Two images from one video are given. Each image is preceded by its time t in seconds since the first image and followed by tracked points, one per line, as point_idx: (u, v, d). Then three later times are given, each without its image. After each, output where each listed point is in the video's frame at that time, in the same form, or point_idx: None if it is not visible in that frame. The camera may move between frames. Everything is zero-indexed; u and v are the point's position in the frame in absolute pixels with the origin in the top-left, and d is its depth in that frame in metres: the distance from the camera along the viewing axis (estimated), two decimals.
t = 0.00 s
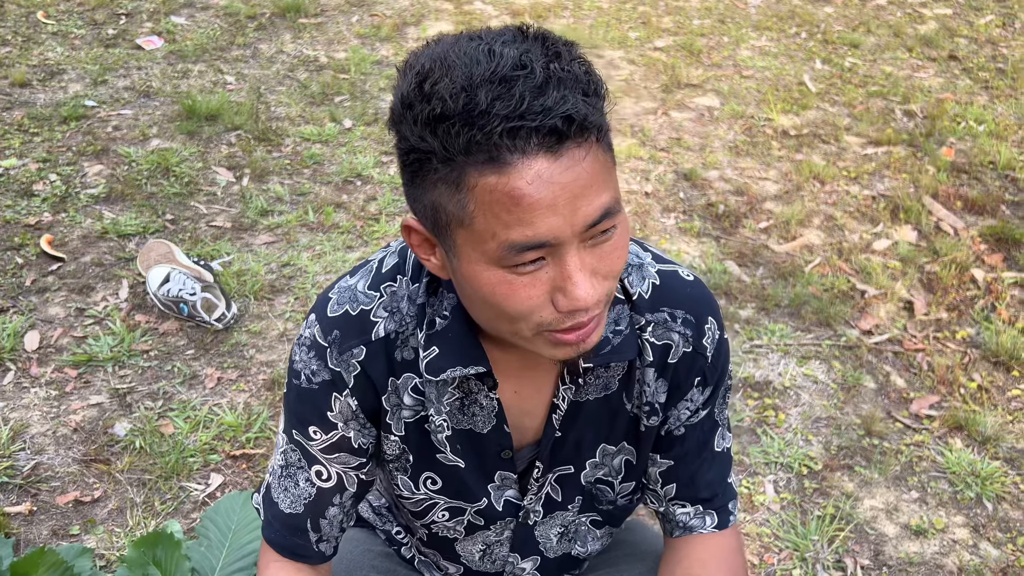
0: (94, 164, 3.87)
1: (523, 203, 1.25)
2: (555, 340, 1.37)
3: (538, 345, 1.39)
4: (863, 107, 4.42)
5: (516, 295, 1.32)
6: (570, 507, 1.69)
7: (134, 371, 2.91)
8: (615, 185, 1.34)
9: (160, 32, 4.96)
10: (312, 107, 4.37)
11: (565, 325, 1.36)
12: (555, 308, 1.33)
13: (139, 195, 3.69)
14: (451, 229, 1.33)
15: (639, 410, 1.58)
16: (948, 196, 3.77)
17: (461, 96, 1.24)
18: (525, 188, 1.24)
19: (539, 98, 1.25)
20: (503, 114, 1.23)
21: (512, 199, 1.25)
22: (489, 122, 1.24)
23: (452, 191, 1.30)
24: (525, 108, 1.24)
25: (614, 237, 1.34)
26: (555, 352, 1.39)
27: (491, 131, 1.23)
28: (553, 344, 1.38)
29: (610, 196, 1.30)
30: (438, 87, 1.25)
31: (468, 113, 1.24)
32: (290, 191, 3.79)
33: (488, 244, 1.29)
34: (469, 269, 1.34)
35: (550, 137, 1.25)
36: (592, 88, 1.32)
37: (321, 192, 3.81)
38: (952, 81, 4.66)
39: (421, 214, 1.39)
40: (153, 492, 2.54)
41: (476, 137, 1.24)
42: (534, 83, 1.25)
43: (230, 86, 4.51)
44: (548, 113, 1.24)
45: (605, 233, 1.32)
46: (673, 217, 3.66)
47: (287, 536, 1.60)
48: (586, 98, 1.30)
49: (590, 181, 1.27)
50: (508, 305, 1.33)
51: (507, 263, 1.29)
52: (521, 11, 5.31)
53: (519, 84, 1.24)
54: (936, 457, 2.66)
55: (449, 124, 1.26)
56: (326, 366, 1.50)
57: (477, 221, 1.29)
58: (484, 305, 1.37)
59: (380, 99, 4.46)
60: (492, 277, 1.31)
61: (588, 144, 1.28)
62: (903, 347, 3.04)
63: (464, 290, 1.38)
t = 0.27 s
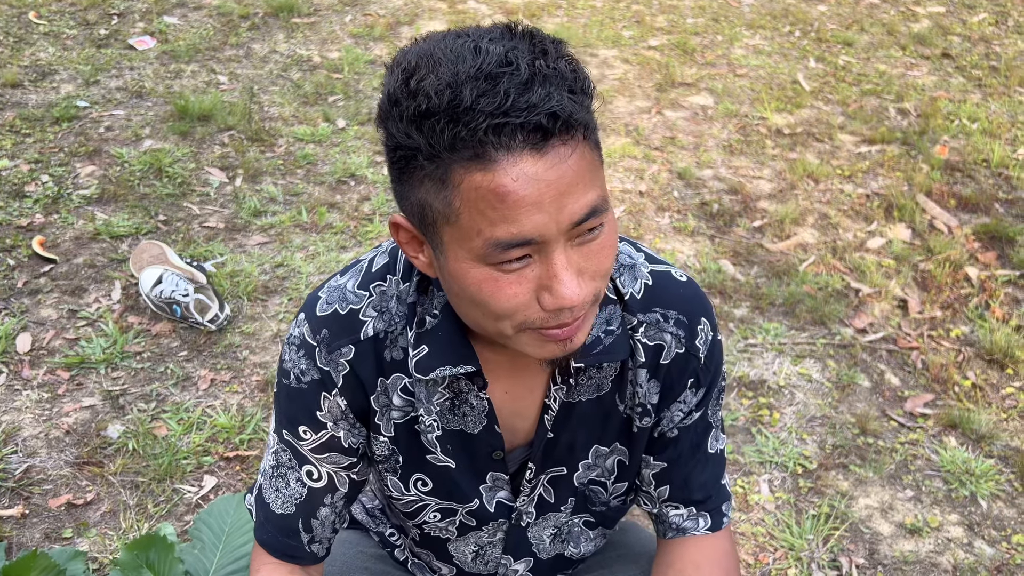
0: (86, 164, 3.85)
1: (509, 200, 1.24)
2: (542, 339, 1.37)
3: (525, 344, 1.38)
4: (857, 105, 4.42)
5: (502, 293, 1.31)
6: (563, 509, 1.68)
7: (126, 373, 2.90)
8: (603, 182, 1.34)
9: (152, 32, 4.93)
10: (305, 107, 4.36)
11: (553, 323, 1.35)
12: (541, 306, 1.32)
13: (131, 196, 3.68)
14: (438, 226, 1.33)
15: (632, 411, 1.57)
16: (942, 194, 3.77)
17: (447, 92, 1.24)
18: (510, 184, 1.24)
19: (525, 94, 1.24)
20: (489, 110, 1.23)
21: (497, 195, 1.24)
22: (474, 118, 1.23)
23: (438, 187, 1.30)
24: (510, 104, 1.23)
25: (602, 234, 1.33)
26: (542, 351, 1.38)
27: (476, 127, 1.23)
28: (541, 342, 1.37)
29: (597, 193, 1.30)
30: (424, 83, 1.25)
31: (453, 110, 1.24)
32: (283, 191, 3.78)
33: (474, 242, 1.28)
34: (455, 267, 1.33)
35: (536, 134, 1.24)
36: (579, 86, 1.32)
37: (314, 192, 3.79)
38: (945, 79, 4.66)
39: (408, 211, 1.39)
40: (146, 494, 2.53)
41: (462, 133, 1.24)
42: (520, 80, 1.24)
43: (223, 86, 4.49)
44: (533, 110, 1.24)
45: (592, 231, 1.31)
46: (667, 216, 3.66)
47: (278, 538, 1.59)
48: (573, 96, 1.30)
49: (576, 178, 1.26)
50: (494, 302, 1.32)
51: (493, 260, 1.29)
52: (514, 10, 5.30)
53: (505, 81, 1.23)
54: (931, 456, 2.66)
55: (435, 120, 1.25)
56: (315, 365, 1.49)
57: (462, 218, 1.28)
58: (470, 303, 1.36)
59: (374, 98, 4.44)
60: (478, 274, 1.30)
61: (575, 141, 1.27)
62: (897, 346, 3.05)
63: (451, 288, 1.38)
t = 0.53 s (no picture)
0: (81, 165, 3.84)
1: (509, 193, 1.25)
2: (541, 333, 1.37)
3: (524, 338, 1.39)
4: (852, 104, 4.43)
5: (502, 287, 1.32)
6: (562, 505, 1.68)
7: (123, 373, 2.89)
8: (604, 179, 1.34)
9: (148, 33, 4.92)
10: (301, 107, 4.35)
11: (552, 317, 1.35)
12: (541, 300, 1.33)
13: (127, 196, 3.67)
14: (439, 218, 1.34)
15: (631, 406, 1.57)
16: (937, 192, 3.78)
17: (449, 84, 1.24)
18: (511, 178, 1.24)
19: (527, 88, 1.25)
20: (491, 103, 1.23)
21: (498, 189, 1.25)
22: (476, 112, 1.24)
23: (440, 179, 1.30)
24: (512, 98, 1.24)
25: (602, 230, 1.34)
26: (541, 345, 1.39)
27: (478, 120, 1.24)
28: (539, 337, 1.38)
29: (597, 189, 1.30)
30: (427, 76, 1.26)
31: (456, 102, 1.24)
32: (279, 191, 3.77)
33: (474, 234, 1.29)
34: (455, 259, 1.34)
35: (538, 128, 1.25)
36: (581, 82, 1.33)
37: (310, 192, 3.79)
38: (940, 78, 4.68)
39: (410, 202, 1.40)
40: (143, 494, 2.52)
41: (463, 127, 1.24)
42: (522, 74, 1.25)
43: (218, 86, 4.49)
44: (535, 104, 1.24)
45: (592, 227, 1.32)
46: (664, 214, 3.67)
47: (281, 535, 1.59)
48: (575, 91, 1.30)
49: (577, 172, 1.27)
50: (494, 295, 1.33)
51: (493, 253, 1.29)
52: (510, 9, 5.30)
53: (507, 74, 1.24)
54: (927, 452, 2.67)
55: (438, 112, 1.26)
56: (315, 360, 1.49)
57: (463, 211, 1.29)
58: (470, 296, 1.37)
59: (370, 98, 4.44)
60: (477, 268, 1.31)
61: (576, 136, 1.28)
62: (894, 343, 3.05)
63: (451, 281, 1.39)
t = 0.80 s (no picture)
0: (77, 167, 3.83)
1: (509, 192, 1.25)
2: (542, 333, 1.37)
3: (525, 338, 1.38)
4: (848, 104, 4.44)
5: (502, 287, 1.32)
6: (562, 504, 1.68)
7: (120, 375, 2.88)
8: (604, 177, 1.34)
9: (143, 35, 4.92)
10: (296, 109, 4.35)
11: (552, 316, 1.35)
12: (541, 299, 1.33)
13: (123, 198, 3.66)
14: (439, 218, 1.34)
15: (630, 406, 1.57)
16: (933, 192, 3.79)
17: (450, 83, 1.25)
18: (511, 176, 1.24)
19: (528, 86, 1.25)
20: (492, 101, 1.23)
21: (499, 188, 1.25)
22: (476, 111, 1.24)
23: (440, 178, 1.31)
24: (512, 96, 1.24)
25: (602, 229, 1.34)
26: (542, 344, 1.38)
27: (478, 118, 1.24)
28: (540, 336, 1.37)
29: (597, 188, 1.30)
30: (428, 74, 1.26)
31: (457, 101, 1.24)
32: (275, 193, 3.77)
33: (474, 234, 1.29)
34: (456, 259, 1.34)
35: (538, 126, 1.25)
36: (582, 80, 1.33)
37: (307, 194, 3.78)
38: (935, 78, 4.69)
39: (411, 202, 1.40)
40: (140, 497, 2.52)
41: (464, 125, 1.25)
42: (523, 73, 1.25)
43: (214, 88, 4.48)
44: (535, 102, 1.24)
45: (593, 225, 1.32)
46: (661, 215, 3.67)
47: (281, 536, 1.59)
48: (575, 89, 1.30)
49: (577, 171, 1.27)
50: (494, 295, 1.33)
51: (493, 252, 1.29)
52: (506, 10, 5.31)
53: (508, 73, 1.24)
54: (925, 451, 2.67)
55: (438, 111, 1.26)
56: (316, 361, 1.49)
57: (464, 210, 1.29)
58: (471, 295, 1.37)
59: (366, 99, 4.44)
60: (477, 267, 1.31)
61: (577, 134, 1.28)
62: (890, 343, 3.06)
63: (451, 280, 1.39)
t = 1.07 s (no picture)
0: (72, 172, 3.83)
1: (511, 190, 1.26)
2: (541, 333, 1.37)
3: (523, 338, 1.38)
4: (842, 107, 4.45)
5: (502, 285, 1.32)
6: (555, 507, 1.68)
7: (114, 380, 2.88)
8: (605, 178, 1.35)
9: (138, 39, 4.92)
10: (291, 113, 4.35)
11: (552, 315, 1.36)
12: (540, 298, 1.33)
13: (118, 203, 3.66)
14: (440, 216, 1.34)
15: (623, 409, 1.57)
16: (927, 194, 3.79)
17: (453, 81, 1.26)
18: (513, 174, 1.25)
19: (531, 85, 1.26)
20: (495, 99, 1.24)
21: (501, 185, 1.26)
22: (480, 109, 1.25)
23: (442, 176, 1.31)
24: (515, 95, 1.25)
25: (602, 229, 1.34)
26: (540, 344, 1.38)
27: (482, 116, 1.25)
28: (539, 335, 1.37)
29: (598, 188, 1.31)
30: (431, 73, 1.27)
31: (460, 98, 1.25)
32: (270, 197, 3.77)
33: (475, 231, 1.30)
34: (456, 257, 1.34)
35: (541, 125, 1.26)
36: (583, 81, 1.34)
37: (301, 198, 3.78)
38: (928, 80, 4.70)
39: (411, 201, 1.41)
40: (135, 502, 2.51)
41: (467, 123, 1.26)
42: (526, 72, 1.26)
43: (209, 92, 4.48)
44: (538, 101, 1.26)
45: (593, 225, 1.32)
46: (655, 218, 3.67)
47: (276, 540, 1.59)
48: (577, 90, 1.32)
49: (579, 170, 1.28)
50: (494, 293, 1.33)
51: (494, 250, 1.30)
52: (501, 14, 5.31)
53: (512, 71, 1.26)
54: (919, 453, 2.68)
55: (441, 109, 1.27)
56: (310, 365, 1.49)
57: (465, 207, 1.30)
58: (470, 294, 1.37)
59: (361, 103, 4.44)
60: (478, 265, 1.32)
61: (578, 134, 1.29)
62: (885, 345, 3.06)
63: (450, 279, 1.39)
